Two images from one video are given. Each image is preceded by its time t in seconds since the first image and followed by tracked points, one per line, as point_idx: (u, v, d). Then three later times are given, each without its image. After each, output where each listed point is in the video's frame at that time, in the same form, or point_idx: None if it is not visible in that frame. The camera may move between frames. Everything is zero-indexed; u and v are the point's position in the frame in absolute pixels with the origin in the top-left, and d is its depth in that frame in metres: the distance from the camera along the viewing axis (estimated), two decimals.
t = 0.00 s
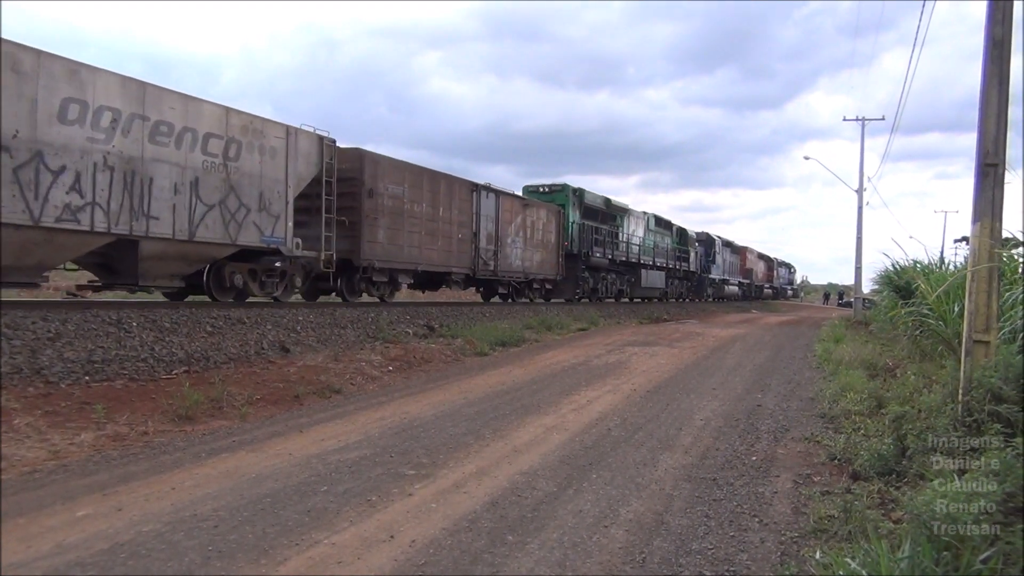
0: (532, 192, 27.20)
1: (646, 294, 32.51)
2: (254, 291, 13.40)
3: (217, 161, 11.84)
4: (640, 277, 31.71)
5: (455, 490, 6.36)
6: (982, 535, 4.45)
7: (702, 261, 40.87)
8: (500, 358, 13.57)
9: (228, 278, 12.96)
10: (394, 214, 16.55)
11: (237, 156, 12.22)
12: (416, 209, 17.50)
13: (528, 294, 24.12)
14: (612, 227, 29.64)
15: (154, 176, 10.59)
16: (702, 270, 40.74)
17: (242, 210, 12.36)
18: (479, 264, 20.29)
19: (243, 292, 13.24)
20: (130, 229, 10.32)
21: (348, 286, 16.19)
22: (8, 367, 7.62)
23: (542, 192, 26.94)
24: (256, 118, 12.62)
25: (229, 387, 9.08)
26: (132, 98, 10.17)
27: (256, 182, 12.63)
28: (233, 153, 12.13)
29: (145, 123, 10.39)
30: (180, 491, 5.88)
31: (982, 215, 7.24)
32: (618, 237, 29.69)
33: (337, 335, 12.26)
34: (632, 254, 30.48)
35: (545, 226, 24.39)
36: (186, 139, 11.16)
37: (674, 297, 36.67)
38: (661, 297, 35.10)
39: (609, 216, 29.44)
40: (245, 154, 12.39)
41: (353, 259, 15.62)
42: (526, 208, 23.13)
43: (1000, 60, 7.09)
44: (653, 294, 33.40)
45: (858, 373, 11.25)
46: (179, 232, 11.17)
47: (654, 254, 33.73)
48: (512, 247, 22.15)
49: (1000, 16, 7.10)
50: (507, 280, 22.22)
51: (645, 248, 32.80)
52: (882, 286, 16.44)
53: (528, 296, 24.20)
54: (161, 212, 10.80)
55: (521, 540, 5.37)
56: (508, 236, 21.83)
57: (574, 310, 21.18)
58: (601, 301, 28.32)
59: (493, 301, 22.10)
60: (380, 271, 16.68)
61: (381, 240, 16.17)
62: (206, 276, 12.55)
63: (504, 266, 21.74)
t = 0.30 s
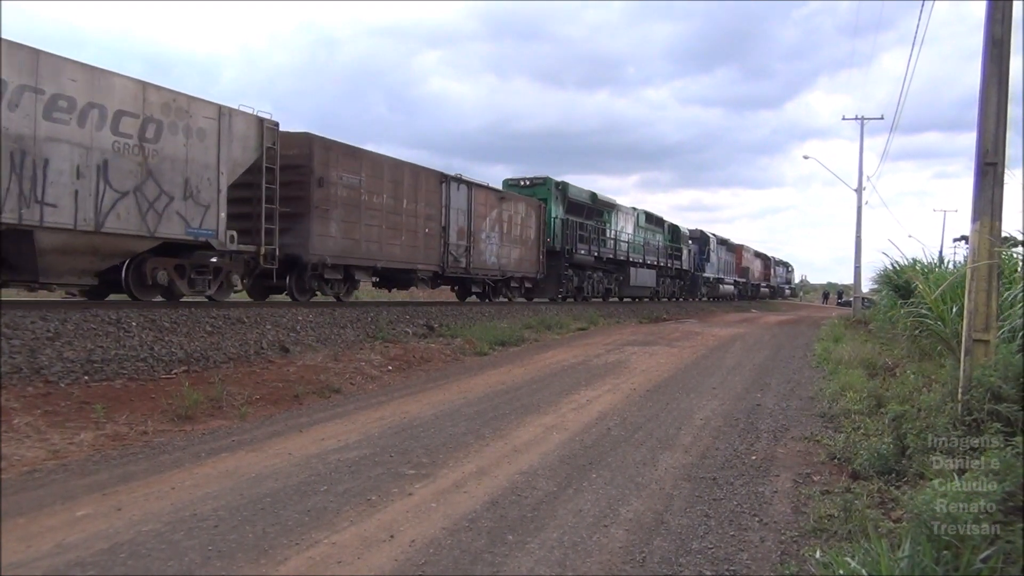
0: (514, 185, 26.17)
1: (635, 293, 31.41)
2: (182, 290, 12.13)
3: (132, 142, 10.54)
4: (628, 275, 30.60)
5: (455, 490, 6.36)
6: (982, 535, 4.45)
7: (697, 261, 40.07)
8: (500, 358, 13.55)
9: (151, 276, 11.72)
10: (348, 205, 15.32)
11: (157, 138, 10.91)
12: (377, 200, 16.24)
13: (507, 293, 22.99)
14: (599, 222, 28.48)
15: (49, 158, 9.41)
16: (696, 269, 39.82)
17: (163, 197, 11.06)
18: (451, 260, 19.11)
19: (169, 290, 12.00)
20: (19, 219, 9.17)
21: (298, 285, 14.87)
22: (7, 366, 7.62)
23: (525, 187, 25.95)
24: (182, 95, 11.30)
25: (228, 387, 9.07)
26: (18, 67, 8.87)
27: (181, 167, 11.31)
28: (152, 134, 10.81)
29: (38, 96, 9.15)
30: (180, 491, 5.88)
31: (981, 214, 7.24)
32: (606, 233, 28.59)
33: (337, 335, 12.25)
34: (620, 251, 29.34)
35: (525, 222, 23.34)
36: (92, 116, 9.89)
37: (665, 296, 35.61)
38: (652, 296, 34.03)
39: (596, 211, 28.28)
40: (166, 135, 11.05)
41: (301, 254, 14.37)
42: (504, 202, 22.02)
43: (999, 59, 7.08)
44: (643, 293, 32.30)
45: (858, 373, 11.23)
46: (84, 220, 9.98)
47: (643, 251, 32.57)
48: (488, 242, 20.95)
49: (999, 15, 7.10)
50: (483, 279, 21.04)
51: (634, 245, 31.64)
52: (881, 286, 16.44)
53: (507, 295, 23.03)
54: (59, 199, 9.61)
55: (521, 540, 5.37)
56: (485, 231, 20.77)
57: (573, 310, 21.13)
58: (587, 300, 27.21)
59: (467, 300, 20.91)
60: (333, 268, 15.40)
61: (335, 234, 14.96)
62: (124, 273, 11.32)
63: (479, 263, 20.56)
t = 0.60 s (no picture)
0: (494, 178, 24.94)
1: (623, 292, 30.26)
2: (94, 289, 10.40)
3: (22, 118, 8.43)
4: (617, 274, 29.45)
5: (456, 490, 6.36)
6: (983, 534, 4.45)
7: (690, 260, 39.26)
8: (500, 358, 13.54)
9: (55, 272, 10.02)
10: (296, 194, 13.81)
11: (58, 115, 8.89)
12: (329, 190, 14.76)
13: (484, 292, 21.75)
14: (584, 218, 27.24)
15: None
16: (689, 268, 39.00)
17: (63, 183, 9.13)
18: (418, 256, 17.76)
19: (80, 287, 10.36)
20: None
21: (238, 284, 13.50)
22: (8, 366, 7.62)
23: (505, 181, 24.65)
24: (88, 66, 9.36)
25: (229, 387, 9.07)
26: None
27: (86, 147, 9.40)
28: (51, 110, 8.80)
29: None
30: (181, 491, 5.88)
31: (982, 213, 7.23)
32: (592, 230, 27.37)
33: (337, 335, 12.25)
34: (607, 249, 28.16)
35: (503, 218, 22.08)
36: None
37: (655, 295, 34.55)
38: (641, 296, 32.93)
39: (582, 206, 27.04)
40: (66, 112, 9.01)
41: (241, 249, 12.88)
42: (478, 195, 20.70)
43: (999, 58, 7.08)
44: (632, 292, 31.11)
45: (859, 372, 11.21)
46: None
47: (632, 249, 31.37)
48: (460, 238, 19.63)
49: (999, 14, 7.09)
50: (456, 277, 19.74)
51: (622, 242, 30.41)
52: (881, 285, 16.48)
53: (483, 295, 21.75)
54: None
55: (522, 539, 5.37)
56: (456, 226, 19.43)
57: (574, 309, 21.09)
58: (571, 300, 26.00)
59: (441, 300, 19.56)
60: (279, 264, 13.95)
61: (279, 227, 13.47)
62: (22, 269, 9.63)
63: (450, 260, 19.23)
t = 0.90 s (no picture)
0: (469, 171, 23.59)
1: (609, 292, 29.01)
2: None
3: None
4: (602, 273, 28.20)
5: (456, 490, 6.36)
6: (983, 534, 4.45)
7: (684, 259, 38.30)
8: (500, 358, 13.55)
9: None
10: (230, 183, 12.17)
11: None
12: (273, 178, 13.15)
13: (457, 292, 20.39)
14: (567, 214, 25.92)
15: None
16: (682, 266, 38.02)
17: None
18: (378, 253, 16.28)
19: None
20: None
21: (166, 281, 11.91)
22: (9, 366, 7.62)
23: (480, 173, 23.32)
24: None
25: (229, 387, 9.08)
26: None
27: None
28: None
29: None
30: (181, 491, 5.88)
31: (982, 213, 7.23)
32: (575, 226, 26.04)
33: (337, 335, 12.25)
34: (592, 246, 26.91)
35: (477, 211, 20.58)
36: None
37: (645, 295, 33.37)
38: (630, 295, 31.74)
39: (563, 201, 25.70)
40: None
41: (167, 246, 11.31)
42: (448, 186, 19.19)
43: (999, 58, 7.08)
44: (620, 291, 29.89)
45: (859, 372, 11.24)
46: None
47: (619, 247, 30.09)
48: (426, 233, 18.20)
49: (999, 14, 7.09)
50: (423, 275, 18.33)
51: (608, 239, 29.11)
52: (881, 286, 16.55)
53: (455, 294, 20.36)
54: None
55: (522, 539, 5.37)
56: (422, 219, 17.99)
57: (574, 309, 21.10)
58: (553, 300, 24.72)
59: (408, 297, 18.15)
60: (214, 260, 12.39)
61: (211, 219, 11.91)
62: None
63: (416, 257, 17.77)
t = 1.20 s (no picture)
0: (443, 163, 22.00)
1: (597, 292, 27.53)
2: None
3: None
4: (590, 272, 26.73)
5: (456, 490, 6.36)
6: (983, 535, 4.45)
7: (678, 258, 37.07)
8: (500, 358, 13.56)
9: None
10: (149, 168, 10.85)
11: None
12: (203, 164, 11.76)
13: (426, 291, 18.89)
14: (551, 210, 24.37)
15: None
16: (676, 266, 36.73)
17: None
18: (330, 249, 14.76)
19: None
20: None
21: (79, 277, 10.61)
22: (9, 366, 7.63)
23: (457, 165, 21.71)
24: None
25: (229, 387, 9.08)
26: None
27: None
28: None
29: None
30: (180, 491, 5.88)
31: (982, 214, 7.24)
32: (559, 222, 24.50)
33: (337, 335, 12.24)
34: (579, 245, 25.43)
35: (448, 206, 19.12)
36: None
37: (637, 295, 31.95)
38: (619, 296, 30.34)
39: (547, 196, 24.13)
40: None
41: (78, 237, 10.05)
42: (416, 177, 17.68)
43: (1000, 58, 7.08)
44: (609, 292, 28.42)
45: (859, 373, 11.25)
46: None
47: (608, 245, 28.58)
48: (389, 228, 16.65)
49: (1000, 14, 7.10)
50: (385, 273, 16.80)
51: (596, 237, 27.59)
52: (880, 286, 16.63)
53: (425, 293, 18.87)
54: None
55: (522, 540, 5.37)
56: (384, 212, 16.46)
57: (574, 310, 21.12)
58: (535, 300, 23.19)
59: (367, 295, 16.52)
60: (135, 255, 11.06)
61: (126, 209, 10.58)
62: None
63: (376, 254, 16.23)
